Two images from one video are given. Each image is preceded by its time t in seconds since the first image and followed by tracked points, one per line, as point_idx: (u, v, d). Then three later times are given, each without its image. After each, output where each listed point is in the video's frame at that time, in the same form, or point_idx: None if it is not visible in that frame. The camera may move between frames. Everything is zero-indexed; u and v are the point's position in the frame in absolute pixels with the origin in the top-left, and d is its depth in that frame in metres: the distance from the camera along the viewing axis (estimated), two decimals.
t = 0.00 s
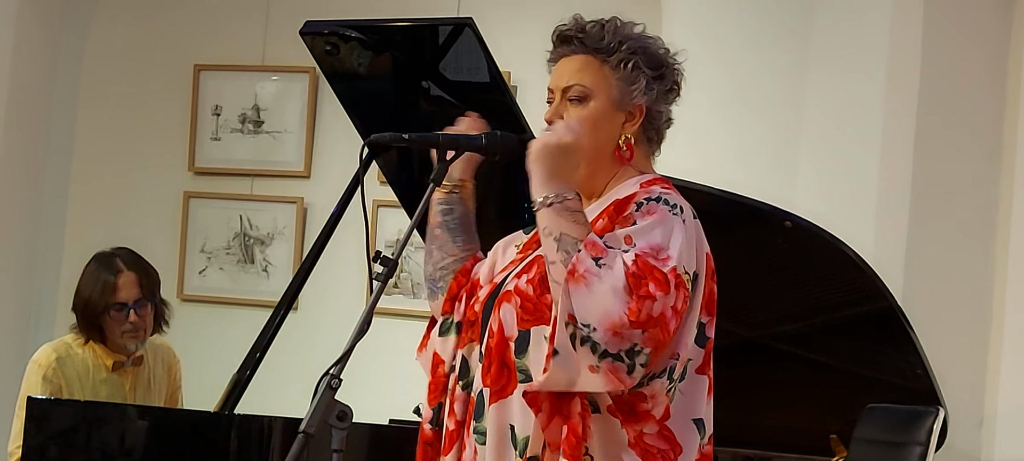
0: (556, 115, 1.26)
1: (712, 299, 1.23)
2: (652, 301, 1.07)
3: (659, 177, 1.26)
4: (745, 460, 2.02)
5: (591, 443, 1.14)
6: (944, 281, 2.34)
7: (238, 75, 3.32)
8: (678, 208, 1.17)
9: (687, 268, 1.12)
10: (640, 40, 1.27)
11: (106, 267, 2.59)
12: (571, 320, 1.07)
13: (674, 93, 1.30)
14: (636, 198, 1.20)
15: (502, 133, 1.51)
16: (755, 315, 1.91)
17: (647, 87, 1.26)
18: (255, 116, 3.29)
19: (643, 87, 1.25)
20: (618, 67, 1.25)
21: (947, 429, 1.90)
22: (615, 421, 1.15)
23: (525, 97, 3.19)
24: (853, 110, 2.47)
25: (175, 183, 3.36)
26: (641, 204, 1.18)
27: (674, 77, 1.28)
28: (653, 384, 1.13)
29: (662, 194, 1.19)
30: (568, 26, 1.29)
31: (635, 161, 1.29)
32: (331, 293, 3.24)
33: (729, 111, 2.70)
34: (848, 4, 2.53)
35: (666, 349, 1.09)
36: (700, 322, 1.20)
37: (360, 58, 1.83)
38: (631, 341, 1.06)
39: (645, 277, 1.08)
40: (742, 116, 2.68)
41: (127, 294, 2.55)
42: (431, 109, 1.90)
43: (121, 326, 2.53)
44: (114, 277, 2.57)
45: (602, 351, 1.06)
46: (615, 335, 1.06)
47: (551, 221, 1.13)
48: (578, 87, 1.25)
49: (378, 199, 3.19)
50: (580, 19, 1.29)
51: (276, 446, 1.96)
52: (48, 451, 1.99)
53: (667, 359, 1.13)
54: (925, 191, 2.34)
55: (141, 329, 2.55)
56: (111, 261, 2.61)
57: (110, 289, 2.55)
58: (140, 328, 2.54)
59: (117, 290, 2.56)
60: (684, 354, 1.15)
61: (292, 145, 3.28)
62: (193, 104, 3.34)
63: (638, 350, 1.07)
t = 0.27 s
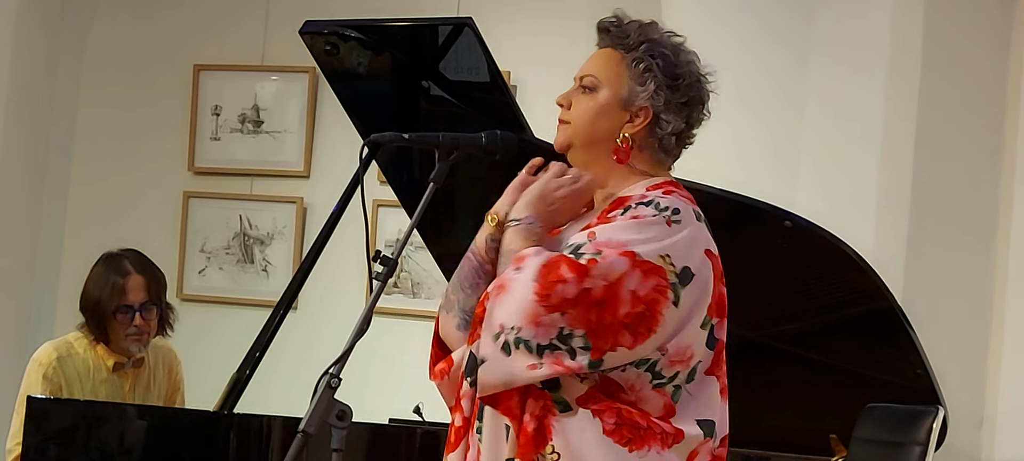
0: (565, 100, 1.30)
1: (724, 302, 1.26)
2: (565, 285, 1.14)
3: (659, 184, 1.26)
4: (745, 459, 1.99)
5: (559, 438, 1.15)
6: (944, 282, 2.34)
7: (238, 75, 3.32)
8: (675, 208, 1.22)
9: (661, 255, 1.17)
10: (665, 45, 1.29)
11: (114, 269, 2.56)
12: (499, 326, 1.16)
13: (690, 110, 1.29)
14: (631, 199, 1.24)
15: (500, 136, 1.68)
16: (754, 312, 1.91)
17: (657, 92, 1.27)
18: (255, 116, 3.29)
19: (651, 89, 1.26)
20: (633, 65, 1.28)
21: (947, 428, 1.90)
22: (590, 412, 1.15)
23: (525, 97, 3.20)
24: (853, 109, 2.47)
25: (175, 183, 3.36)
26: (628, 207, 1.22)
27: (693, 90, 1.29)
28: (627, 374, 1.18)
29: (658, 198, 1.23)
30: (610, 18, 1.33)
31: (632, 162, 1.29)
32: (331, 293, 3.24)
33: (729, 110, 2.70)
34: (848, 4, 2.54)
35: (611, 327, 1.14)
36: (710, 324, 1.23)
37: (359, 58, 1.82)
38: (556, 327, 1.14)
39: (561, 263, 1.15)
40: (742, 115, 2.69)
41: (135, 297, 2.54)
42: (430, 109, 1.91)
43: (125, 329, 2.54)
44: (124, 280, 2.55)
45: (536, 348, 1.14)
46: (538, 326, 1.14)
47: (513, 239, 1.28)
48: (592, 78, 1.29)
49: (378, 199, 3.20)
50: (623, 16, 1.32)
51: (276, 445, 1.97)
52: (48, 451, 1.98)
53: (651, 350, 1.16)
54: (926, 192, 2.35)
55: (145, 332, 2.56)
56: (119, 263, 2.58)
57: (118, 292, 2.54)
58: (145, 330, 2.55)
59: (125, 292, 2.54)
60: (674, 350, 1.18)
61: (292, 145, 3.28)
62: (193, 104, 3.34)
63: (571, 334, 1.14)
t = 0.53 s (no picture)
0: (568, 107, 1.32)
1: (725, 303, 1.26)
2: (549, 282, 1.16)
3: (663, 188, 1.27)
4: None
5: (557, 443, 1.17)
6: (944, 283, 2.32)
7: (236, 79, 3.32)
8: (674, 205, 1.23)
9: (653, 253, 1.18)
10: (659, 48, 1.27)
11: (113, 274, 2.56)
12: (490, 334, 1.20)
13: (686, 112, 1.27)
14: (633, 198, 1.26)
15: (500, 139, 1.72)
16: (753, 315, 1.92)
17: (649, 96, 1.26)
18: (253, 121, 3.29)
19: (643, 92, 1.26)
20: (626, 70, 1.27)
21: (948, 432, 1.89)
22: (586, 416, 1.16)
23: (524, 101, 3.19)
24: (852, 113, 2.48)
25: (174, 187, 3.36)
26: (626, 206, 1.24)
27: (687, 92, 1.27)
28: (626, 377, 1.17)
29: (657, 197, 1.24)
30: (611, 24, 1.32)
31: (630, 167, 1.29)
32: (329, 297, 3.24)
33: (731, 115, 2.72)
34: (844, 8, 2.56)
35: (599, 327, 1.16)
36: (710, 325, 1.22)
37: (357, 61, 1.82)
38: (542, 327, 1.17)
39: (545, 259, 1.17)
40: (743, 120, 2.71)
41: (134, 302, 2.54)
42: (429, 113, 1.91)
43: (125, 335, 2.52)
44: (122, 284, 2.55)
45: (525, 351, 1.17)
46: (525, 328, 1.17)
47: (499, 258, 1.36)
48: (588, 85, 1.30)
49: (376, 203, 3.20)
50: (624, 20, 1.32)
51: (276, 447, 1.97)
52: (46, 455, 1.97)
53: (646, 349, 1.17)
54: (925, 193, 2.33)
55: (145, 338, 2.54)
56: (118, 268, 2.58)
57: (116, 297, 2.53)
58: (144, 336, 2.53)
59: (124, 297, 2.54)
60: (674, 352, 1.18)
61: (290, 149, 3.28)
62: (191, 108, 3.34)
63: (559, 334, 1.17)
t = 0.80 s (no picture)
0: (557, 123, 1.32)
1: (724, 304, 1.26)
2: (550, 296, 1.16)
3: (666, 189, 1.27)
4: None
5: (553, 446, 1.18)
6: (945, 287, 2.32)
7: (234, 80, 3.32)
8: (672, 207, 1.23)
9: (652, 257, 1.19)
10: (634, 48, 1.27)
11: (109, 275, 2.56)
12: (493, 349, 1.21)
13: (675, 104, 1.27)
14: (631, 200, 1.26)
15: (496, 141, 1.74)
16: (750, 317, 1.92)
17: (635, 97, 1.26)
18: (251, 121, 3.29)
19: (629, 94, 1.26)
20: (608, 76, 1.27)
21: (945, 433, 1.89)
22: (583, 419, 1.17)
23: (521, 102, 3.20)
24: (849, 114, 2.48)
25: (172, 188, 3.36)
26: (625, 209, 1.24)
27: (673, 86, 1.27)
28: (624, 379, 1.17)
29: (655, 198, 1.24)
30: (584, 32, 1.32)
31: (630, 169, 1.29)
32: (327, 298, 3.24)
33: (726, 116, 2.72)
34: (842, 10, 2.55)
35: (602, 336, 1.18)
36: (709, 326, 1.22)
37: (355, 62, 1.82)
38: (547, 341, 1.17)
39: (545, 272, 1.18)
40: (738, 120, 2.70)
41: (130, 302, 2.53)
42: (426, 115, 1.91)
43: (121, 336, 2.53)
44: (118, 285, 2.55)
45: (531, 365, 1.18)
46: (529, 342, 1.18)
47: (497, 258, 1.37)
48: (573, 96, 1.30)
49: (374, 203, 3.20)
50: (594, 27, 1.31)
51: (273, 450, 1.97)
52: (43, 456, 1.97)
53: (646, 353, 1.17)
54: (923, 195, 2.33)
55: (141, 339, 2.54)
56: (113, 269, 2.58)
57: (114, 298, 2.53)
58: (140, 337, 2.53)
59: (120, 299, 2.54)
60: (672, 354, 1.18)
61: (288, 150, 3.28)
62: (189, 109, 3.34)
63: (563, 346, 1.18)
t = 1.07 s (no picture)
0: (551, 129, 1.32)
1: (724, 303, 1.26)
2: (546, 299, 1.16)
3: (661, 189, 1.27)
4: None
5: (553, 449, 1.19)
6: (943, 289, 2.31)
7: (234, 82, 3.32)
8: (668, 207, 1.22)
9: (648, 258, 1.18)
10: (625, 50, 1.27)
11: (107, 277, 2.56)
12: (491, 353, 1.20)
13: (669, 104, 1.28)
14: (628, 201, 1.26)
15: (496, 147, 1.72)
16: (750, 319, 1.92)
17: (628, 99, 1.26)
18: (251, 124, 3.29)
19: (624, 97, 1.26)
20: (600, 80, 1.27)
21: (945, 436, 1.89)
22: (582, 423, 1.17)
23: (521, 104, 3.20)
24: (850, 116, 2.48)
25: (172, 190, 3.36)
26: (622, 209, 1.24)
27: (667, 86, 1.27)
28: (625, 381, 1.17)
29: (652, 199, 1.24)
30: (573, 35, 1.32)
31: (627, 171, 1.29)
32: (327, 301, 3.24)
33: (726, 118, 2.72)
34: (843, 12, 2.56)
35: (600, 338, 1.17)
36: (709, 325, 1.22)
37: (354, 63, 1.82)
38: (544, 344, 1.17)
39: (541, 275, 1.17)
40: (737, 122, 2.71)
41: (128, 305, 2.53)
42: (426, 116, 1.91)
43: (120, 338, 2.52)
44: (115, 287, 2.55)
45: (529, 368, 1.18)
46: (527, 346, 1.18)
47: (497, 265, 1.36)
48: (567, 101, 1.30)
49: (374, 206, 3.20)
50: (584, 30, 1.31)
51: (273, 452, 1.97)
52: (43, 458, 1.97)
53: (646, 355, 1.17)
54: (922, 195, 2.32)
55: (140, 341, 2.54)
56: (112, 271, 2.58)
57: (112, 300, 2.53)
58: (139, 339, 2.53)
59: (119, 301, 2.54)
60: (671, 354, 1.18)
61: (287, 152, 3.28)
62: (189, 111, 3.34)
63: (561, 349, 1.17)
